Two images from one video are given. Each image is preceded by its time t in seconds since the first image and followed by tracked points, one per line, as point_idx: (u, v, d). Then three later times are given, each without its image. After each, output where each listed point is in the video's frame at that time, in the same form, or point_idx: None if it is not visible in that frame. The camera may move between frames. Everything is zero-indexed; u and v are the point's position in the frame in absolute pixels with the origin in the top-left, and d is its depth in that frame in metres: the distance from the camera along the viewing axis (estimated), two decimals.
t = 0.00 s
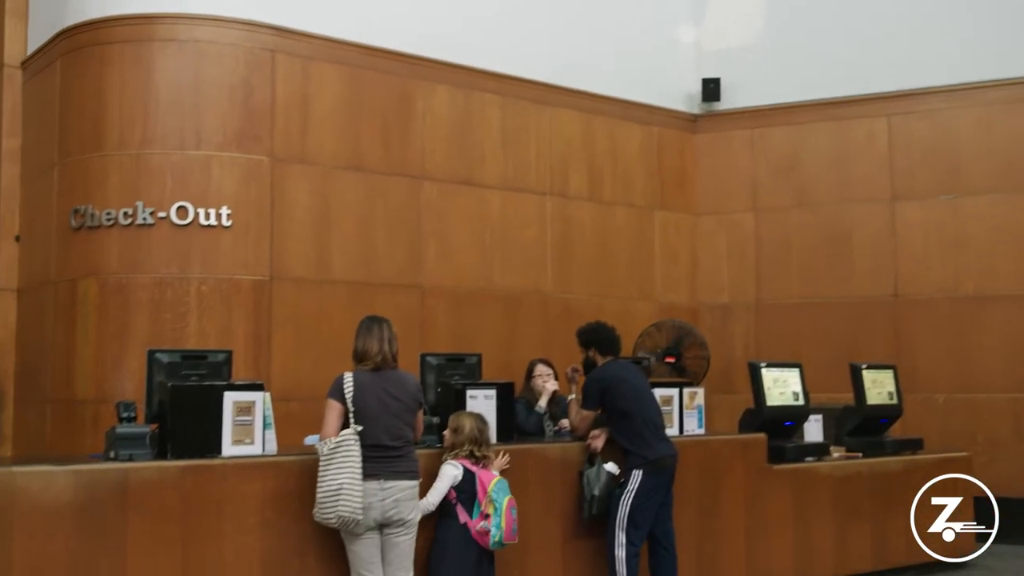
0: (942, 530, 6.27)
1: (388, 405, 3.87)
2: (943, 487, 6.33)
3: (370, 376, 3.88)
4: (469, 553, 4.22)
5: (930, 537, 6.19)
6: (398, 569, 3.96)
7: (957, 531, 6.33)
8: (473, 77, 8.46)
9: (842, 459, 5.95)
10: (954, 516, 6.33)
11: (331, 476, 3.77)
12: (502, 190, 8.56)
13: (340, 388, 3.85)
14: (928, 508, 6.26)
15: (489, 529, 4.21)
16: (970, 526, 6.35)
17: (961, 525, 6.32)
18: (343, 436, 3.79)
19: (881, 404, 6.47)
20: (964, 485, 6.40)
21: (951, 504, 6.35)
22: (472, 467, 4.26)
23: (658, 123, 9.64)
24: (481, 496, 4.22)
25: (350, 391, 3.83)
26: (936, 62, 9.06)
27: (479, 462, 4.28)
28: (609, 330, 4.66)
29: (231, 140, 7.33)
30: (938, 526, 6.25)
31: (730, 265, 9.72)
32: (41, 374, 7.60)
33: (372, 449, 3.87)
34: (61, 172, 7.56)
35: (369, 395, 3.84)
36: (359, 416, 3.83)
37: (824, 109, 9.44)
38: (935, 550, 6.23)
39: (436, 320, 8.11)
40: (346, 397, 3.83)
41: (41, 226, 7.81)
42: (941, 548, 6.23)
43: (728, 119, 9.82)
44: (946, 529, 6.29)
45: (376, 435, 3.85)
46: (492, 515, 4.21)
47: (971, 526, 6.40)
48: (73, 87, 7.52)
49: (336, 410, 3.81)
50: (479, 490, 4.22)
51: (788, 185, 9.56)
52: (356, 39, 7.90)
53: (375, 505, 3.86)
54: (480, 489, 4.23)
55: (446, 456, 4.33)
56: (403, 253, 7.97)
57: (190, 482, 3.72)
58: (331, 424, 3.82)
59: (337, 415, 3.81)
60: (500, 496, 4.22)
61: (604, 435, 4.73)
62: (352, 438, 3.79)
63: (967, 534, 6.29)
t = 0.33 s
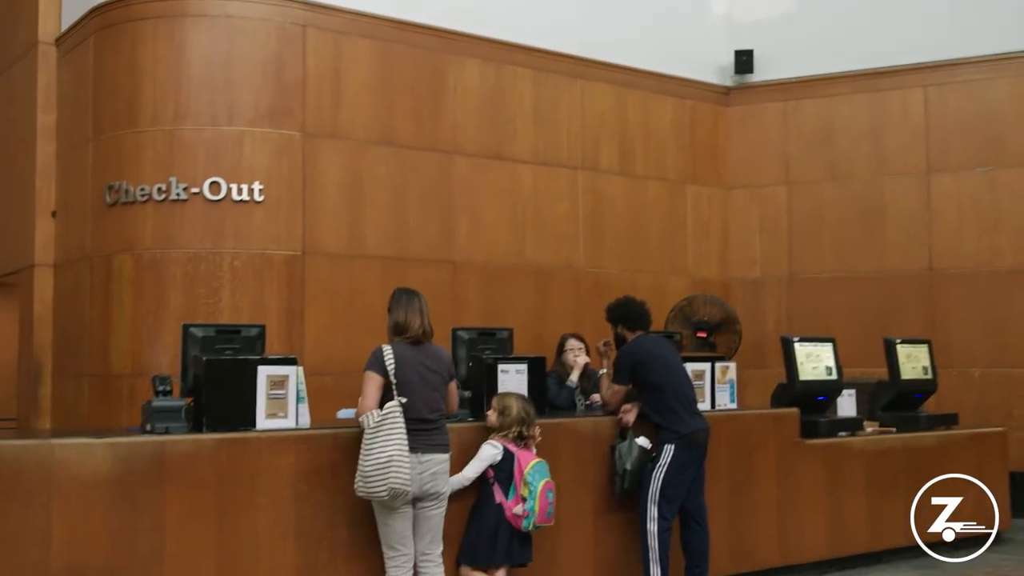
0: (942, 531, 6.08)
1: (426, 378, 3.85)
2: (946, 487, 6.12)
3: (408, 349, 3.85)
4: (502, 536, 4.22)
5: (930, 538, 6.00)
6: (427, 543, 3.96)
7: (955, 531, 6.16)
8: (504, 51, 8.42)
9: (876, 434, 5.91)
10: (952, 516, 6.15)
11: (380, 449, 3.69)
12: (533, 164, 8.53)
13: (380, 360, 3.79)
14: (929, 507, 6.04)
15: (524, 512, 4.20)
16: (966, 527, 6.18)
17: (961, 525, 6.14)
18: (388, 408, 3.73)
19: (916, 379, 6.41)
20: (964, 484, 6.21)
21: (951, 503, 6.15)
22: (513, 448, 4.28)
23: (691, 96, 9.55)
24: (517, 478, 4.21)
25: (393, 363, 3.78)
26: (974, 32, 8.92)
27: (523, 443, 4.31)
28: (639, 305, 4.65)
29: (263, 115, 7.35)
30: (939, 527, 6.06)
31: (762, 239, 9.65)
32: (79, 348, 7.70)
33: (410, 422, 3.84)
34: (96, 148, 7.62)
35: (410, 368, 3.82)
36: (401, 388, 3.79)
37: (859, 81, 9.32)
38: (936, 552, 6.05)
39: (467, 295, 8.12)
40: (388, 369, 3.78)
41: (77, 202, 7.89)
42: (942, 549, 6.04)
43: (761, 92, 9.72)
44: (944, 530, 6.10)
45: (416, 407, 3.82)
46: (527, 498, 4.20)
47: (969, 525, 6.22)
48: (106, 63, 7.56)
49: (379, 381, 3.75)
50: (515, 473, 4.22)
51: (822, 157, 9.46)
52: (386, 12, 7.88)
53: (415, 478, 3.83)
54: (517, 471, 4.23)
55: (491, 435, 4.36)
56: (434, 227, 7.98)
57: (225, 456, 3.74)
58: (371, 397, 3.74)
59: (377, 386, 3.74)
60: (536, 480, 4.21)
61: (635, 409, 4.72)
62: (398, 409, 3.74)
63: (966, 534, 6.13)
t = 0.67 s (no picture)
0: (942, 531, 5.86)
1: (455, 354, 3.80)
2: (944, 486, 5.89)
3: (434, 325, 3.80)
4: (537, 513, 4.22)
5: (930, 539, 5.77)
6: (458, 522, 3.90)
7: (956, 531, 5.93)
8: (532, 29, 8.38)
9: (907, 413, 5.87)
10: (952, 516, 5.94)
11: (412, 426, 3.60)
12: (561, 143, 8.50)
13: (407, 338, 3.74)
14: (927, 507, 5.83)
15: (559, 487, 4.19)
16: (968, 527, 5.95)
17: (962, 525, 5.91)
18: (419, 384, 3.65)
19: (947, 358, 6.34)
20: (965, 483, 5.98)
21: (952, 504, 5.92)
22: (545, 428, 4.26)
23: (720, 74, 9.47)
24: (550, 455, 4.20)
25: (420, 340, 3.74)
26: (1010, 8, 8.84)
27: (556, 426, 4.29)
28: (666, 282, 4.64)
29: (291, 95, 7.37)
30: (938, 527, 5.84)
31: (792, 217, 9.58)
32: (111, 327, 7.78)
33: (440, 400, 3.78)
34: (126, 128, 7.67)
35: (437, 343, 3.76)
36: (429, 363, 3.74)
37: (891, 57, 9.22)
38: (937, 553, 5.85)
39: (495, 273, 8.12)
40: (415, 346, 3.73)
41: (109, 182, 7.95)
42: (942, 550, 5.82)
43: (791, 69, 9.63)
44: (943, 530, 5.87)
45: (446, 383, 3.77)
46: (561, 474, 4.18)
47: (970, 526, 5.98)
48: (136, 43, 7.59)
49: (406, 358, 3.69)
50: (548, 450, 4.20)
51: (853, 135, 9.37)
52: None
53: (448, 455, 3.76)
54: (550, 449, 4.21)
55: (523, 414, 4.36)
56: (462, 206, 7.98)
57: (255, 434, 3.77)
58: (400, 375, 3.68)
59: (406, 363, 3.69)
60: (569, 456, 4.18)
61: (665, 387, 4.72)
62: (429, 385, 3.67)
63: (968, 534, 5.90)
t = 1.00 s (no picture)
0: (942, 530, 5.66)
1: (492, 338, 3.73)
2: (941, 485, 5.73)
3: (471, 308, 3.75)
4: (588, 493, 4.18)
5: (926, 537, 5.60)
6: (498, 509, 3.81)
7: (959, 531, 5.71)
8: (556, 8, 8.34)
9: (935, 395, 5.83)
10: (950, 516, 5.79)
11: (434, 410, 3.59)
12: (586, 124, 8.47)
13: (444, 320, 3.71)
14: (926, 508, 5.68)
15: (612, 460, 4.17)
16: (968, 528, 5.70)
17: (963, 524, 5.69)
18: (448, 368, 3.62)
19: (976, 340, 6.27)
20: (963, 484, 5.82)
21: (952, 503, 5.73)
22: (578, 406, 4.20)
23: (746, 53, 9.39)
24: (595, 432, 4.16)
25: (456, 323, 3.69)
26: None
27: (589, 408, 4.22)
28: (691, 264, 4.62)
29: (316, 77, 7.38)
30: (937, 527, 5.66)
31: (819, 198, 9.51)
32: (139, 308, 7.84)
33: (476, 384, 3.72)
34: (152, 111, 7.70)
35: (473, 327, 3.71)
36: (463, 348, 3.69)
37: (921, 35, 9.13)
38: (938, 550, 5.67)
39: (520, 255, 8.12)
40: (450, 329, 3.69)
41: (135, 164, 8.00)
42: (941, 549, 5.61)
43: (818, 48, 9.54)
44: (942, 530, 5.66)
45: (480, 368, 3.70)
46: (611, 447, 4.17)
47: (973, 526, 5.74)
48: (162, 25, 7.60)
49: (440, 342, 3.66)
50: (591, 428, 4.16)
51: (880, 114, 9.28)
52: None
53: (482, 442, 3.69)
54: (592, 426, 4.18)
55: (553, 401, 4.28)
56: (486, 187, 7.97)
57: (282, 414, 3.80)
58: (434, 358, 3.68)
59: (440, 348, 3.67)
60: (612, 429, 4.19)
61: (689, 369, 4.71)
62: (457, 369, 3.63)
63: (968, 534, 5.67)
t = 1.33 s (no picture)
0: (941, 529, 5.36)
1: (543, 326, 3.58)
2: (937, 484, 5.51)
3: (524, 295, 3.61)
4: (637, 471, 4.14)
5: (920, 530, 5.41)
6: (541, 505, 3.62)
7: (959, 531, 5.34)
8: None
9: (957, 381, 5.80)
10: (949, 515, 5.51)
11: (475, 391, 3.47)
12: (606, 110, 8.44)
13: (495, 306, 3.58)
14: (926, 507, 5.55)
15: (663, 437, 4.18)
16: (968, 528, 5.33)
17: (962, 523, 5.34)
18: (491, 351, 3.50)
19: (999, 325, 6.23)
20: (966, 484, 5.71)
21: (952, 502, 5.53)
22: (628, 384, 4.16)
23: (766, 37, 9.33)
24: (646, 409, 4.14)
25: (506, 308, 3.56)
26: None
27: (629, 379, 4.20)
28: (711, 250, 4.60)
29: (335, 62, 7.38)
30: (938, 527, 5.37)
31: (840, 183, 9.45)
32: (160, 294, 7.88)
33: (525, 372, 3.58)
34: (173, 97, 7.71)
35: (524, 313, 3.57)
36: (513, 333, 3.55)
37: (944, 18, 9.06)
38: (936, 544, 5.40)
39: (540, 240, 8.11)
40: (500, 314, 3.55)
41: (156, 150, 8.02)
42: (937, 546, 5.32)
43: (840, 32, 9.46)
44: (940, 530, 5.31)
45: (528, 355, 3.55)
46: (660, 424, 4.18)
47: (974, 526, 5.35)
48: (181, 11, 7.61)
49: (489, 327, 3.53)
50: (644, 405, 4.13)
51: (903, 98, 9.22)
52: None
53: (528, 430, 3.53)
54: (641, 403, 4.15)
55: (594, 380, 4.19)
56: (505, 172, 7.96)
57: (302, 399, 3.81)
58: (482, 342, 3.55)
59: (490, 335, 3.52)
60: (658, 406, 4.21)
61: (710, 354, 4.66)
62: (503, 354, 3.50)
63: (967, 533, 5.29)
